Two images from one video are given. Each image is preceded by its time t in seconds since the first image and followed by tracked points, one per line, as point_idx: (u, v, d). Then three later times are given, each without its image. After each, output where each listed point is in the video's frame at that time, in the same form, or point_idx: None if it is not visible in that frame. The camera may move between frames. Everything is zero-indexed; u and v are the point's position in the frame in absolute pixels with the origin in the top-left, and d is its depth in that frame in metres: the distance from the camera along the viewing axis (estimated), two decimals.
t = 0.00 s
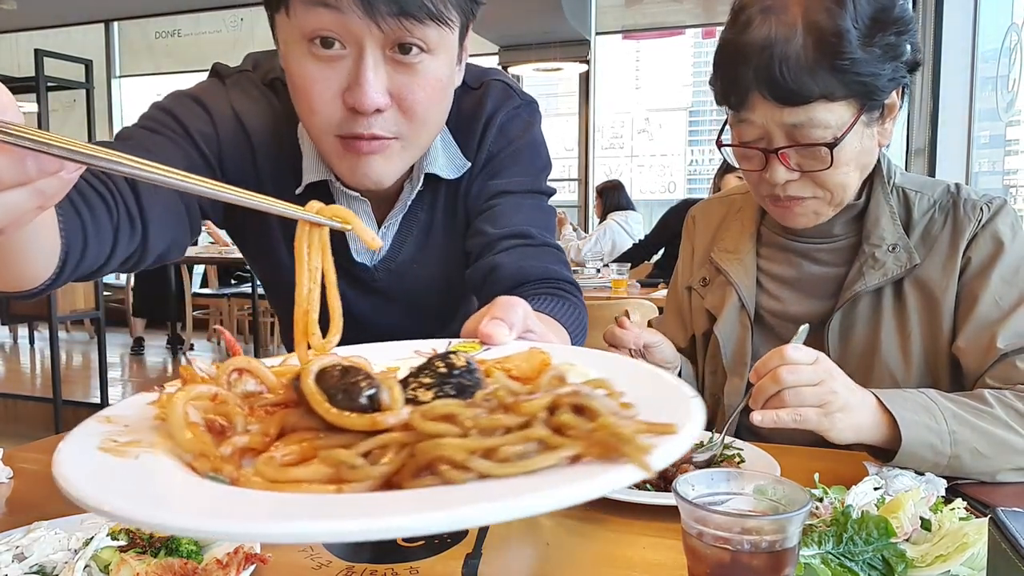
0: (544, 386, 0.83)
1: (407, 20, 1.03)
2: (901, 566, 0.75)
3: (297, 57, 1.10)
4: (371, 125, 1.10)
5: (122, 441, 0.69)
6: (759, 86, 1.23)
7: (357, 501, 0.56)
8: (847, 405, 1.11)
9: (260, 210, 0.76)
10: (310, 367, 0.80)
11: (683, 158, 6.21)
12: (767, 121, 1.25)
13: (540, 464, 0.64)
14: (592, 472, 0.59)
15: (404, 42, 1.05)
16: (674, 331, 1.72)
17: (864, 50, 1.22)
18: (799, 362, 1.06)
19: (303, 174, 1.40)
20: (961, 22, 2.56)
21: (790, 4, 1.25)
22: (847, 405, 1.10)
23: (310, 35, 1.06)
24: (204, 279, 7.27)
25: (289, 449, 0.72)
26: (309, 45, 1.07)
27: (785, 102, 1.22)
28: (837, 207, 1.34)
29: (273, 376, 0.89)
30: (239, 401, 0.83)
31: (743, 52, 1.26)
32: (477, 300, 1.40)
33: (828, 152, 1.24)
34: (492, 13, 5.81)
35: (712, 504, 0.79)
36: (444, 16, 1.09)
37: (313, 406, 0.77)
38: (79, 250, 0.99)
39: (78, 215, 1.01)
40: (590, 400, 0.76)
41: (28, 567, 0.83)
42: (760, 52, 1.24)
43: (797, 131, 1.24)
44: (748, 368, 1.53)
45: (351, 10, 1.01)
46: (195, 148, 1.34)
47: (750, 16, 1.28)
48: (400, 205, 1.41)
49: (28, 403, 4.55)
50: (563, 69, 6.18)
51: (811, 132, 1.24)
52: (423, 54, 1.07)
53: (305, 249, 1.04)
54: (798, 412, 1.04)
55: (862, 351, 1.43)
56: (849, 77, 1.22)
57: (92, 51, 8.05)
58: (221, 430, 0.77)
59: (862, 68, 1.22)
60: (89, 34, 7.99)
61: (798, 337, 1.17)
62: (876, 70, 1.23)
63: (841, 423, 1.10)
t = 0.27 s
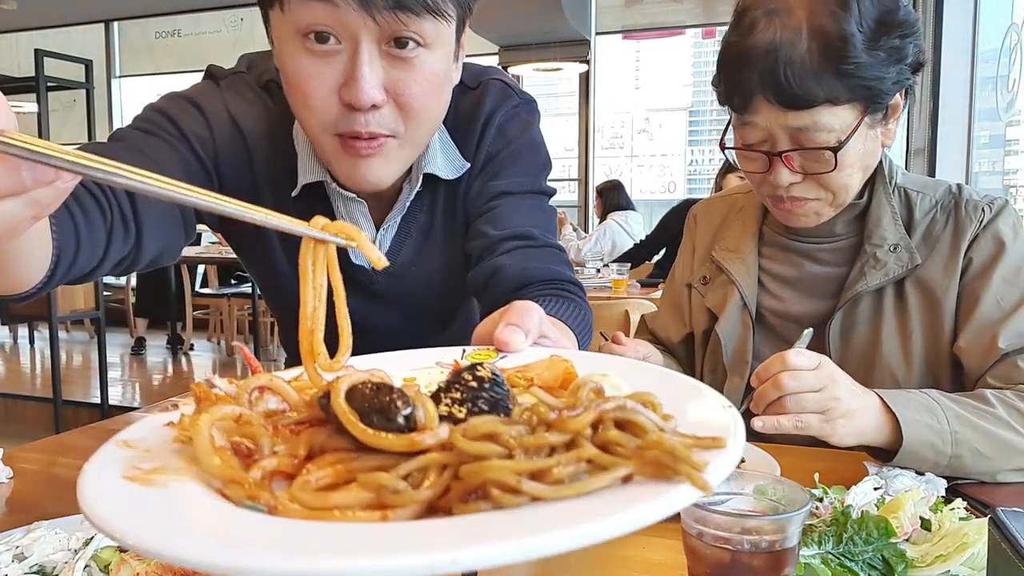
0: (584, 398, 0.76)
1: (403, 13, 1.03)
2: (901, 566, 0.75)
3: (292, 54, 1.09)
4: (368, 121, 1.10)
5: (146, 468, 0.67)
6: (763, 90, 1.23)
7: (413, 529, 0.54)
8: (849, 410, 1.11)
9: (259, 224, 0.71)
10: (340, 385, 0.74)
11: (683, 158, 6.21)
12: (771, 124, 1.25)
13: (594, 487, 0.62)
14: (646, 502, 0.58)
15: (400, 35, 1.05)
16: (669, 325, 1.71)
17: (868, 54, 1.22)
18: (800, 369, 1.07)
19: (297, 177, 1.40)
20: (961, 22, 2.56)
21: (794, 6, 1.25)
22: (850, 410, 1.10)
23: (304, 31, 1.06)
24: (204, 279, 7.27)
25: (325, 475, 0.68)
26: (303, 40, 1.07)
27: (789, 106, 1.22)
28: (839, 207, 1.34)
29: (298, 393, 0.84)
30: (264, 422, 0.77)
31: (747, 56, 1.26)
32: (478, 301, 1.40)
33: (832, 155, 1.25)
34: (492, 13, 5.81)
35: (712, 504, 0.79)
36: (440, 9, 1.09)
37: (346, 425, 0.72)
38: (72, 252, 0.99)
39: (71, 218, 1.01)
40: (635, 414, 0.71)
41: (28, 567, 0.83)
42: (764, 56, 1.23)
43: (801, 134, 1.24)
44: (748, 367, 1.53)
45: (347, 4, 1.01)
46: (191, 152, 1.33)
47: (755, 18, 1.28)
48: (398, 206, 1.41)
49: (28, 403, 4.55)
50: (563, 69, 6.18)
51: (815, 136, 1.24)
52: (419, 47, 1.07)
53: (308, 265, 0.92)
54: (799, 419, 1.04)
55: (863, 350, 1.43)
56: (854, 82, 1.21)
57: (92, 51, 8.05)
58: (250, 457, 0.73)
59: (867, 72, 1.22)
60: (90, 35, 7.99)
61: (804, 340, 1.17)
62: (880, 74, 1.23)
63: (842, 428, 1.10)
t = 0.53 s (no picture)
0: (561, 395, 0.77)
1: (403, 15, 1.04)
2: (901, 566, 0.75)
3: (291, 54, 1.09)
4: (368, 122, 1.10)
5: (140, 459, 0.67)
6: (764, 95, 1.23)
7: (386, 518, 0.54)
8: (848, 411, 1.11)
9: (260, 245, 0.71)
10: (325, 381, 0.74)
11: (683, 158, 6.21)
12: (771, 129, 1.25)
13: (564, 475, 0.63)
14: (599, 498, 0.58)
15: (400, 37, 1.06)
16: (667, 321, 1.71)
17: (868, 59, 1.22)
18: (799, 370, 1.08)
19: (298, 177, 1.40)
20: (961, 22, 2.56)
21: (795, 10, 1.24)
22: (849, 410, 1.10)
23: (305, 30, 1.06)
24: (204, 279, 7.27)
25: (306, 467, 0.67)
26: (303, 41, 1.07)
27: (790, 111, 1.22)
28: (839, 212, 1.34)
29: (287, 388, 0.83)
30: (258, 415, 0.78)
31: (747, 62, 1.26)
32: (478, 301, 1.40)
33: (832, 160, 1.25)
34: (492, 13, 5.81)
35: (712, 504, 0.79)
36: (439, 10, 1.09)
37: (328, 419, 0.72)
38: (78, 253, 0.99)
39: (78, 219, 1.01)
40: (606, 411, 0.73)
41: (28, 567, 0.83)
42: (765, 61, 1.23)
43: (802, 139, 1.24)
44: (748, 365, 1.53)
45: (348, 6, 1.01)
46: (199, 158, 1.33)
47: (755, 23, 1.27)
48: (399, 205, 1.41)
49: (28, 403, 4.55)
50: (563, 69, 6.19)
51: (816, 141, 1.24)
52: (419, 48, 1.08)
53: (305, 282, 0.93)
54: (798, 419, 1.04)
55: (863, 349, 1.43)
56: (854, 87, 1.22)
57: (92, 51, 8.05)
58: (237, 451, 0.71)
59: (867, 77, 1.22)
60: (90, 34, 7.99)
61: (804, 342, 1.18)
62: (880, 80, 1.23)
63: (841, 429, 1.10)
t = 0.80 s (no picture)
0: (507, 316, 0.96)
1: (405, 8, 1.06)
2: (901, 566, 0.75)
3: (296, 41, 1.11)
4: (370, 108, 1.11)
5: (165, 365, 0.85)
6: (766, 97, 1.23)
7: (355, 407, 0.70)
8: (847, 414, 1.10)
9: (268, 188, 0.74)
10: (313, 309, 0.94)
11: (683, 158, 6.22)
12: (773, 132, 1.25)
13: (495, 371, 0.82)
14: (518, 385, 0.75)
15: (402, 29, 1.07)
16: (661, 318, 1.70)
17: (870, 63, 1.22)
18: (798, 373, 1.06)
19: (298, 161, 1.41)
20: (962, 22, 2.56)
21: (798, 12, 1.24)
22: (847, 413, 1.10)
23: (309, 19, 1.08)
24: (204, 279, 7.26)
25: (297, 370, 0.84)
26: (310, 33, 1.08)
27: (792, 114, 1.22)
28: (840, 213, 1.34)
29: (283, 319, 1.00)
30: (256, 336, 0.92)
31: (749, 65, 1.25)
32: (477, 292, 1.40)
33: (834, 164, 1.25)
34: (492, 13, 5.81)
35: (711, 505, 0.79)
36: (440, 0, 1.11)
37: (315, 341, 0.90)
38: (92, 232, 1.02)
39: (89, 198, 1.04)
40: (538, 330, 0.91)
41: (28, 567, 0.83)
42: (767, 64, 1.23)
43: (804, 143, 1.24)
44: (747, 365, 1.53)
45: None
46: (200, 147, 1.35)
47: (757, 25, 1.27)
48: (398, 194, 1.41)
49: (28, 404, 4.55)
50: (563, 69, 6.19)
51: (819, 144, 1.24)
52: (419, 40, 1.09)
53: (316, 218, 1.11)
54: (795, 422, 1.04)
55: (863, 349, 1.43)
56: (856, 90, 1.22)
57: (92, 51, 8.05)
58: (238, 359, 0.87)
59: (869, 80, 1.22)
60: (90, 34, 7.99)
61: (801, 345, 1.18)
62: (882, 83, 1.23)
63: (838, 432, 1.10)
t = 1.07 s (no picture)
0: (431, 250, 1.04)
1: (403, 12, 1.09)
2: (901, 566, 0.75)
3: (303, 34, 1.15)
4: (368, 99, 1.14)
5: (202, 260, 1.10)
6: (769, 99, 1.23)
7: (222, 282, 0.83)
8: (846, 415, 1.10)
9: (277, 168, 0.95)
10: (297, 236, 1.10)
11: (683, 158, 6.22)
12: (775, 134, 1.25)
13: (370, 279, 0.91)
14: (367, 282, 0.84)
15: (400, 33, 1.11)
16: (660, 318, 1.70)
17: (875, 64, 1.22)
18: (795, 375, 1.06)
19: (301, 155, 1.46)
20: (962, 21, 2.55)
21: (802, 13, 1.24)
22: (845, 415, 1.10)
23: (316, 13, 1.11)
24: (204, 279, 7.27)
25: (287, 275, 1.01)
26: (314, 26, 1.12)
27: (795, 116, 1.22)
28: (840, 212, 1.34)
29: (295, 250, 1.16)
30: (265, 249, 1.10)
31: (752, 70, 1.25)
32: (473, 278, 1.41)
33: (837, 166, 1.25)
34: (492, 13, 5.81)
35: (712, 505, 0.79)
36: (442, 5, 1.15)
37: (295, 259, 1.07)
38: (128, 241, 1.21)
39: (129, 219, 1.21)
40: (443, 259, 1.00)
41: (28, 567, 0.83)
42: (772, 66, 1.23)
43: (807, 145, 1.24)
44: (747, 366, 1.54)
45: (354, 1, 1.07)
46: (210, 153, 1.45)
47: (761, 26, 1.27)
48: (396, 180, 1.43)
49: (29, 403, 4.56)
50: (563, 69, 6.19)
51: (821, 146, 1.24)
52: (416, 43, 1.12)
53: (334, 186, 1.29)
54: (794, 425, 1.04)
55: (862, 349, 1.43)
56: (860, 92, 1.22)
57: (92, 51, 8.05)
58: (248, 267, 1.05)
59: (875, 82, 1.22)
60: (90, 34, 8.00)
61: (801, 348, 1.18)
62: (887, 84, 1.23)
63: (838, 434, 1.10)
